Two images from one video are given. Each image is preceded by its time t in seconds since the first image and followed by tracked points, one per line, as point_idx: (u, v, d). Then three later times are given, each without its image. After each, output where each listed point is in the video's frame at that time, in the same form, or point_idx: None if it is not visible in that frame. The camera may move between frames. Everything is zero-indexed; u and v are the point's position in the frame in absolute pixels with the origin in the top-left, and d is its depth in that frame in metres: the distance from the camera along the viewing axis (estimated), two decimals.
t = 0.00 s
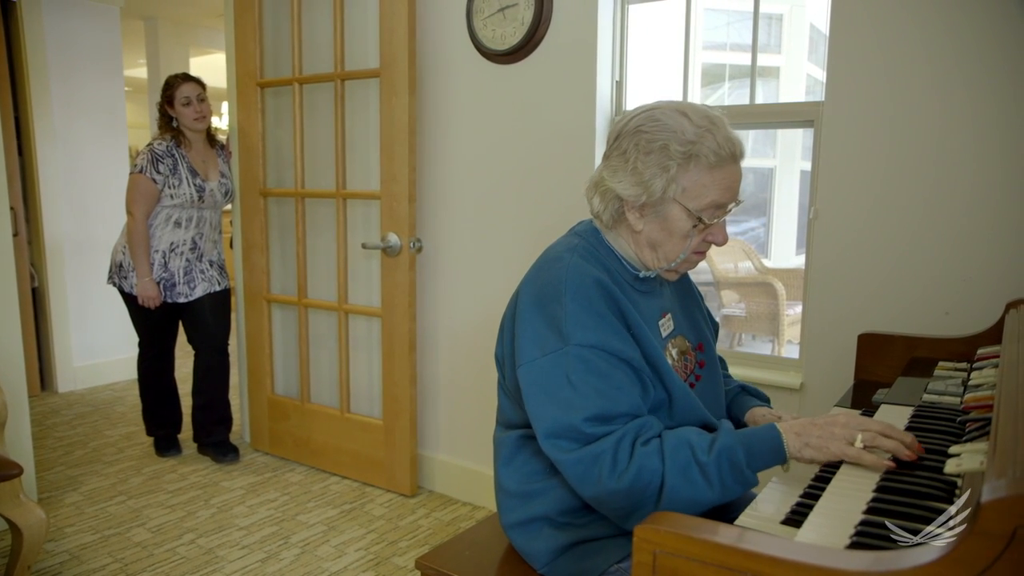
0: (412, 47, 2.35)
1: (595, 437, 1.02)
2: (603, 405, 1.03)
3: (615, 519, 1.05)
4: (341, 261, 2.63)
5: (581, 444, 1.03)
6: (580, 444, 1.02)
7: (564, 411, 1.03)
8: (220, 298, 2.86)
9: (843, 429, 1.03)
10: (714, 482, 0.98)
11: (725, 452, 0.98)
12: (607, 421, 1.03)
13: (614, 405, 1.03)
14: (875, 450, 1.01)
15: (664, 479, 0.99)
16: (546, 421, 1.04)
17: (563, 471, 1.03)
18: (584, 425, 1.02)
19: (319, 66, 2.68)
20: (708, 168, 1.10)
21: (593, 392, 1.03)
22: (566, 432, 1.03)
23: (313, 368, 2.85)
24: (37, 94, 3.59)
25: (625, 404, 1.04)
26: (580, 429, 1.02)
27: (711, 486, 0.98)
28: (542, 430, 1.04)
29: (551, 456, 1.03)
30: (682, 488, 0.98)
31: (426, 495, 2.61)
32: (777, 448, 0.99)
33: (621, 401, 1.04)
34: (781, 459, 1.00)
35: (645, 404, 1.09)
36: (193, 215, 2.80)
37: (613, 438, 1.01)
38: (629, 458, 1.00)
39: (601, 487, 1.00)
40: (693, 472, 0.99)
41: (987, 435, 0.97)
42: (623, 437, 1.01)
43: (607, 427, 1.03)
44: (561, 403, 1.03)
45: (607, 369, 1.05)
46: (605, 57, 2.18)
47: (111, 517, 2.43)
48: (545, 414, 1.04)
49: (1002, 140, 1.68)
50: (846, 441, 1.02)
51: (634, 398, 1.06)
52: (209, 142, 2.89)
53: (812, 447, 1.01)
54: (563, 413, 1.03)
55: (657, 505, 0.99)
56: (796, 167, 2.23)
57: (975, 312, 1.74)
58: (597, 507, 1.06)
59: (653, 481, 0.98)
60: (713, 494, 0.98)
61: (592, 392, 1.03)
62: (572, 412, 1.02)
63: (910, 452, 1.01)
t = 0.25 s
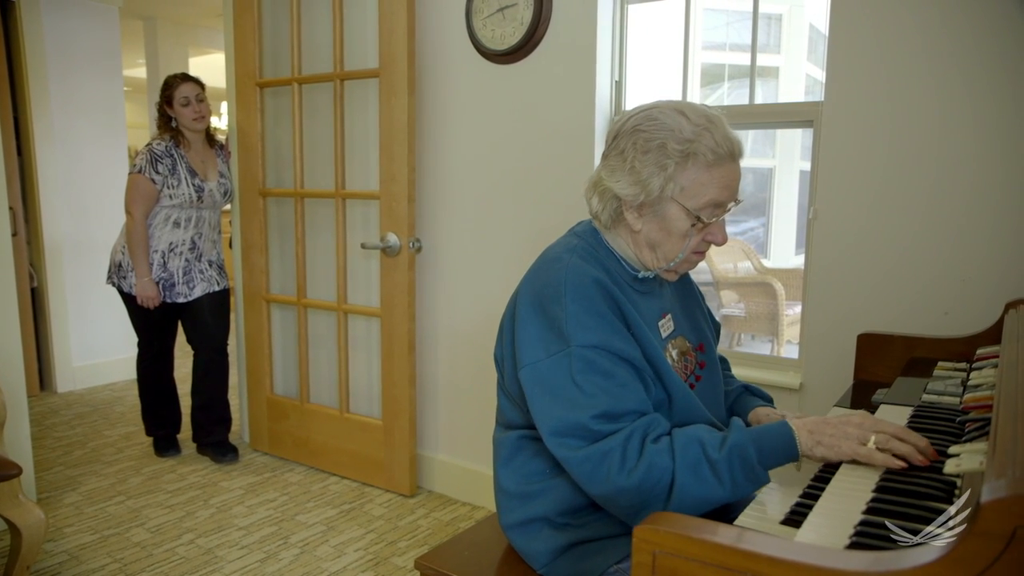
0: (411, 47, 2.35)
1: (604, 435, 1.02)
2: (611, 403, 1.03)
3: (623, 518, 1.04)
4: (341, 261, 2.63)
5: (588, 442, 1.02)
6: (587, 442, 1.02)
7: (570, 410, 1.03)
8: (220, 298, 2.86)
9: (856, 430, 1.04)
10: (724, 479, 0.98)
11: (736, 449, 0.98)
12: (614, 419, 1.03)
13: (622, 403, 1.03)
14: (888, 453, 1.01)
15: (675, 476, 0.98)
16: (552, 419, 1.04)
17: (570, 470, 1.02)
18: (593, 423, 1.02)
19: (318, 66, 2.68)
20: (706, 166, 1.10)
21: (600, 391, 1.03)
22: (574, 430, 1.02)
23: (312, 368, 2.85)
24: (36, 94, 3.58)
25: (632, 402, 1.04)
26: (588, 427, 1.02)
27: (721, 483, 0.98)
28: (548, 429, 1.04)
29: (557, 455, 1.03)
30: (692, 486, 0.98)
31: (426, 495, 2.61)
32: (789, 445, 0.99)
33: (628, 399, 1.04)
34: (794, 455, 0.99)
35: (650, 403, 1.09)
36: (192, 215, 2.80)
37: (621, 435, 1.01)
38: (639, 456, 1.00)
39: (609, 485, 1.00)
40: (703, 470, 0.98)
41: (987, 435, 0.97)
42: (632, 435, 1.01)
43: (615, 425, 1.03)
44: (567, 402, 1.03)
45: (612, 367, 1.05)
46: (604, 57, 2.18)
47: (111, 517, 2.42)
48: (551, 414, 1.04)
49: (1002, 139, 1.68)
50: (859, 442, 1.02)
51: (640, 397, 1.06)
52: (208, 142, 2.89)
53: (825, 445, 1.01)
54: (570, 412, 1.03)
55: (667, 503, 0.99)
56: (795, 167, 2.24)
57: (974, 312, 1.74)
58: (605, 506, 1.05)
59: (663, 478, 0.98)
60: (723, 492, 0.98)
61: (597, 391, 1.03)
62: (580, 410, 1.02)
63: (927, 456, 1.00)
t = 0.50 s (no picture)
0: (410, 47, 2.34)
1: (606, 435, 1.02)
2: (613, 403, 1.03)
3: (624, 519, 1.04)
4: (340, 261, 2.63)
5: (590, 442, 1.02)
6: (590, 442, 1.02)
7: (573, 410, 1.03)
8: (219, 298, 2.86)
9: (860, 432, 1.04)
10: (727, 481, 0.98)
11: (739, 451, 0.98)
12: (616, 419, 1.03)
13: (625, 403, 1.03)
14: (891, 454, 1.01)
15: (677, 477, 0.98)
16: (553, 419, 1.04)
17: (572, 470, 1.02)
18: (595, 423, 1.02)
19: (318, 66, 2.68)
20: (704, 153, 1.10)
21: (603, 391, 1.03)
22: (576, 430, 1.02)
23: (312, 368, 2.85)
24: (35, 94, 3.58)
25: (635, 402, 1.04)
26: (591, 427, 1.02)
27: (723, 485, 0.98)
28: (550, 429, 1.04)
29: (559, 455, 1.03)
30: (693, 488, 0.98)
31: (425, 495, 2.61)
32: (790, 447, 0.99)
33: (631, 399, 1.04)
34: (795, 459, 1.00)
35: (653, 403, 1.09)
36: (191, 215, 2.80)
37: (624, 436, 1.01)
38: (641, 457, 1.00)
39: (611, 486, 1.00)
40: (705, 472, 0.98)
41: (986, 435, 0.96)
42: (634, 436, 1.01)
43: (617, 425, 1.03)
44: (570, 402, 1.03)
45: (615, 368, 1.05)
46: (604, 57, 2.17)
47: (110, 517, 2.42)
48: (552, 413, 1.04)
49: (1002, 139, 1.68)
50: (862, 444, 1.03)
51: (642, 397, 1.05)
52: (207, 141, 2.89)
53: (828, 449, 1.02)
54: (572, 412, 1.03)
55: (668, 504, 0.99)
56: (795, 167, 2.24)
57: (974, 312, 1.74)
58: (606, 507, 1.05)
59: (664, 479, 0.98)
60: (725, 494, 0.98)
61: (599, 391, 1.03)
62: (582, 410, 1.02)
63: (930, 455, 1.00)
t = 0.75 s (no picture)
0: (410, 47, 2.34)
1: (611, 430, 1.02)
2: (618, 399, 1.03)
3: (628, 515, 1.04)
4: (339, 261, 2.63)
5: (595, 438, 1.02)
6: (595, 438, 1.02)
7: (578, 406, 1.03)
8: (219, 298, 2.86)
9: (867, 430, 1.04)
10: (733, 476, 0.98)
11: (745, 446, 0.98)
12: (620, 415, 1.03)
13: (629, 399, 1.04)
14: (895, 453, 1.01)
15: (683, 472, 0.99)
16: (558, 415, 1.04)
17: (577, 465, 1.02)
18: (601, 418, 1.02)
19: (317, 66, 2.68)
20: (700, 140, 1.11)
21: (607, 387, 1.03)
22: (581, 425, 1.03)
23: (311, 368, 2.85)
24: (34, 94, 3.58)
25: (639, 398, 1.04)
26: (596, 422, 1.02)
27: (729, 480, 0.98)
28: (554, 425, 1.04)
29: (564, 450, 1.03)
30: (699, 482, 0.98)
31: (425, 495, 2.61)
32: (797, 445, 1.00)
33: (635, 395, 1.04)
34: (802, 455, 1.00)
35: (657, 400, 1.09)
36: (190, 214, 2.80)
37: (630, 431, 1.01)
38: (647, 452, 1.00)
39: (616, 481, 1.00)
40: (712, 466, 0.99)
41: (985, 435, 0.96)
42: (640, 430, 1.01)
43: (623, 421, 1.03)
44: (575, 397, 1.03)
45: (619, 364, 1.05)
46: (603, 56, 2.17)
47: (109, 517, 2.42)
48: (557, 410, 1.04)
49: (1000, 139, 1.68)
50: (868, 442, 1.03)
51: (646, 393, 1.05)
52: (206, 141, 2.89)
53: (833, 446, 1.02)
54: (577, 407, 1.03)
55: (674, 500, 0.99)
56: (794, 167, 2.24)
57: (973, 312, 1.74)
58: (611, 503, 1.05)
59: (671, 473, 0.99)
60: (732, 489, 0.98)
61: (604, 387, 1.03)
62: (587, 406, 1.02)
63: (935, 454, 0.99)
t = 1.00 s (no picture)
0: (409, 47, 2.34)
1: (612, 425, 1.02)
2: (619, 393, 1.03)
3: (629, 511, 1.04)
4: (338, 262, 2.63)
5: (596, 433, 1.03)
6: (595, 433, 1.03)
7: (578, 401, 1.03)
8: (218, 298, 2.86)
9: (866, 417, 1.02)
10: (734, 469, 0.98)
11: (746, 439, 0.99)
12: (621, 410, 1.03)
13: (629, 393, 1.04)
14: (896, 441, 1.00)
15: (684, 466, 0.99)
16: (558, 411, 1.04)
17: (578, 460, 1.03)
18: (602, 413, 1.02)
19: (316, 66, 2.68)
20: (700, 137, 1.12)
21: (607, 382, 1.04)
22: (582, 420, 1.03)
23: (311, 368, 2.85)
24: (33, 94, 3.57)
25: (639, 393, 1.05)
26: (597, 416, 1.02)
27: (731, 474, 0.98)
28: (554, 421, 1.04)
29: (565, 446, 1.03)
30: (701, 476, 0.98)
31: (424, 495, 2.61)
32: (799, 439, 1.00)
33: (635, 390, 1.05)
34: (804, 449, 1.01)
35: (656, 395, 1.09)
36: (189, 214, 2.79)
37: (631, 425, 1.01)
38: (648, 446, 1.00)
39: (617, 476, 1.00)
40: (713, 460, 0.99)
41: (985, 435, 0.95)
42: (641, 424, 1.01)
43: (623, 415, 1.03)
44: (575, 393, 1.04)
45: (619, 359, 1.05)
46: (602, 56, 2.17)
47: (108, 518, 2.42)
48: (557, 405, 1.04)
49: (999, 139, 1.68)
50: (868, 430, 1.01)
51: (645, 388, 1.06)
52: (206, 141, 2.88)
53: (833, 437, 1.01)
54: (577, 402, 1.03)
55: (675, 494, 0.99)
56: (793, 167, 2.24)
57: (971, 311, 1.74)
58: (611, 499, 1.05)
59: (672, 467, 0.99)
60: (734, 483, 0.98)
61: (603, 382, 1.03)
62: (588, 401, 1.03)
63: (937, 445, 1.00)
